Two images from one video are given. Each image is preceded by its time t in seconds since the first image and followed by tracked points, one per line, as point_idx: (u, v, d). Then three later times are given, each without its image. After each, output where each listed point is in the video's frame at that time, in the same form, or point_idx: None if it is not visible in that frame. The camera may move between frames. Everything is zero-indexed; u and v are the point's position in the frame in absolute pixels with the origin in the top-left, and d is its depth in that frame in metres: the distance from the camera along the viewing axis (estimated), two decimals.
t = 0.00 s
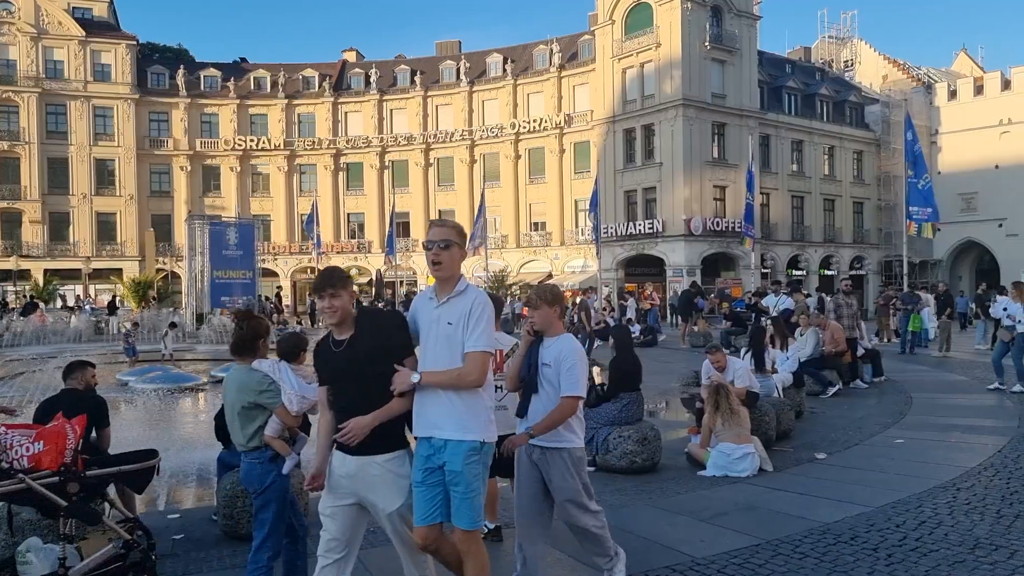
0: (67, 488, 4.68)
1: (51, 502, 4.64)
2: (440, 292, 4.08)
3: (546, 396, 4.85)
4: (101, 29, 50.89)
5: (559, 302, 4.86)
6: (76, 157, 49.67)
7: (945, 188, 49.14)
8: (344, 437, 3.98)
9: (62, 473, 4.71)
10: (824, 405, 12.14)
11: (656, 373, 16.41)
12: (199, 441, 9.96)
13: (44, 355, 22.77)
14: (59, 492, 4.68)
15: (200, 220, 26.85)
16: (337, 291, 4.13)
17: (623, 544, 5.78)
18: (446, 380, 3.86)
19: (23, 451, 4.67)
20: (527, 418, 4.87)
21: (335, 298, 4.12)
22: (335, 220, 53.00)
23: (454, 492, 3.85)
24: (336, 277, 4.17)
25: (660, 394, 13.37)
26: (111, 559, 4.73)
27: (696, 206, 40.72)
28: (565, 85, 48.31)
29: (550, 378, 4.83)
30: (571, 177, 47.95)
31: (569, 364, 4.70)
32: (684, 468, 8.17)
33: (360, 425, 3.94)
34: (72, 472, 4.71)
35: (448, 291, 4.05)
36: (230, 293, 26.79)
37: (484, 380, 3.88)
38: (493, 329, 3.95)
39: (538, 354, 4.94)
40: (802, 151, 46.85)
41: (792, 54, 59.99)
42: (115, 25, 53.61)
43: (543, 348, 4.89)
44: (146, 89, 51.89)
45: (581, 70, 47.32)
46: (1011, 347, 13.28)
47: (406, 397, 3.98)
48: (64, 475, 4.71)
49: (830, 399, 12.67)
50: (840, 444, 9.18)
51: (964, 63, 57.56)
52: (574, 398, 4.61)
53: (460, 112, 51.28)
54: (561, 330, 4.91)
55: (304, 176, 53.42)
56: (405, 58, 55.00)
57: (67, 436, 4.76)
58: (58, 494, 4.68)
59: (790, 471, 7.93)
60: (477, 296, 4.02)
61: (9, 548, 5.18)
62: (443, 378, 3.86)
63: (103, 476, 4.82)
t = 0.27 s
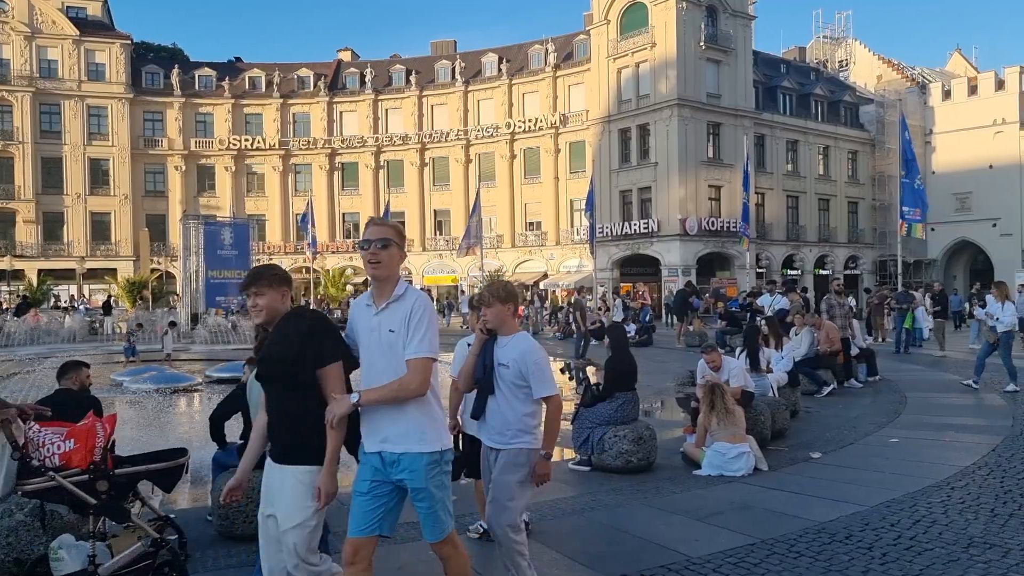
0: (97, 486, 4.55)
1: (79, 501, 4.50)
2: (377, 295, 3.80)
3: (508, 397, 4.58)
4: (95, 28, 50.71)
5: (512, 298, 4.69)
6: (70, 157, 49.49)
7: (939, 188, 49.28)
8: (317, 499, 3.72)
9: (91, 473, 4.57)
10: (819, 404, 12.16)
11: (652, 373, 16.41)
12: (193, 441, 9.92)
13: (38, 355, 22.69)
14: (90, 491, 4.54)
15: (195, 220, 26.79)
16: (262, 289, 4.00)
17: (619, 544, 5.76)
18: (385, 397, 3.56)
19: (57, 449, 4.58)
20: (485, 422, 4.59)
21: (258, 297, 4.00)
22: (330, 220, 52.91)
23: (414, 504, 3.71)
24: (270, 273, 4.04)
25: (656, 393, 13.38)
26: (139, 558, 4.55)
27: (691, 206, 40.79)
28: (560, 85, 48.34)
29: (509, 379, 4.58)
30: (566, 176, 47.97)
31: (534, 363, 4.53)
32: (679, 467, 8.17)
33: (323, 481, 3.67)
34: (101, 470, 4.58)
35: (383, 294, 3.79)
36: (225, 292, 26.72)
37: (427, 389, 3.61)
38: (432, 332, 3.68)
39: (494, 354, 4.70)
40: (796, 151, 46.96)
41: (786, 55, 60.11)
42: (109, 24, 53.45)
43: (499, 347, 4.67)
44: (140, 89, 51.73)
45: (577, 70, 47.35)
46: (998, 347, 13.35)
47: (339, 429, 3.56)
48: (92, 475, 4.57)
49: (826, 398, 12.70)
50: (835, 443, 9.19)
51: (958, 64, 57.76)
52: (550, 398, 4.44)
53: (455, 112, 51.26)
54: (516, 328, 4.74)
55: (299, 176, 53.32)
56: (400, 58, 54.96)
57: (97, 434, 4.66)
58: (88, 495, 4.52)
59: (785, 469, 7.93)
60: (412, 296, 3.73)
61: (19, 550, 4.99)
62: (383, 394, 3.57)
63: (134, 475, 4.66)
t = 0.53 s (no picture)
0: (131, 484, 4.27)
1: (114, 500, 4.24)
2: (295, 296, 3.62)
3: (469, 409, 4.40)
4: (93, 28, 50.63)
5: (473, 304, 4.44)
6: (68, 156, 49.42)
7: (936, 188, 49.33)
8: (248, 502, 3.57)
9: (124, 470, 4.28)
10: (817, 404, 12.18)
11: (650, 373, 16.43)
12: (191, 442, 9.90)
13: (35, 355, 22.64)
14: (125, 491, 4.26)
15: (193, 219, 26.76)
16: (202, 284, 3.94)
17: (617, 544, 5.76)
18: (304, 402, 3.36)
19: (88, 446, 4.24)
20: (447, 434, 4.42)
21: (198, 294, 3.96)
22: (328, 220, 52.85)
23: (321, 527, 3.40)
24: (211, 268, 3.99)
25: (654, 393, 13.39)
26: (173, 555, 4.47)
27: (689, 206, 40.83)
28: (558, 85, 48.37)
29: (470, 390, 4.40)
30: (564, 176, 47.98)
31: (503, 374, 4.36)
32: (677, 467, 8.17)
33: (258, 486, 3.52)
34: (137, 468, 4.29)
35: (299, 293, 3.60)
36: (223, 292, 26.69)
37: (346, 393, 3.37)
38: (349, 332, 3.44)
39: (456, 362, 4.50)
40: (794, 152, 47.01)
41: (784, 55, 60.17)
42: (107, 23, 53.37)
43: (460, 356, 4.46)
44: (138, 88, 51.66)
45: (575, 70, 47.36)
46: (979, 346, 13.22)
47: (279, 440, 3.48)
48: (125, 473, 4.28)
49: (823, 398, 12.72)
50: (833, 443, 9.19)
51: (955, 64, 57.86)
52: (520, 406, 4.37)
53: (453, 112, 51.27)
54: (479, 335, 4.53)
55: (296, 176, 53.27)
56: (398, 58, 54.95)
57: (131, 431, 4.33)
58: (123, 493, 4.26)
59: (783, 469, 7.93)
60: (329, 293, 3.51)
61: (13, 550, 5.02)
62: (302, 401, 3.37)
63: (168, 472, 4.40)
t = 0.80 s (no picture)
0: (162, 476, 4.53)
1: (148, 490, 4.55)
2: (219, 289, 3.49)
3: (431, 410, 4.22)
4: (93, 28, 50.60)
5: (442, 301, 4.24)
6: (68, 156, 49.38)
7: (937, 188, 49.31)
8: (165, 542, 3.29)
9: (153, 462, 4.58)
10: (817, 404, 12.18)
11: (650, 373, 16.43)
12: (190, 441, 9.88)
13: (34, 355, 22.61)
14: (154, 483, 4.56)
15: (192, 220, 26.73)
16: (144, 290, 3.64)
17: (617, 545, 5.75)
18: (214, 407, 3.21)
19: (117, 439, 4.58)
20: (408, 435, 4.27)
21: (139, 299, 3.64)
22: (328, 219, 52.80)
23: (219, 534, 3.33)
24: (151, 270, 3.67)
25: (654, 393, 13.39)
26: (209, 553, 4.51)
27: (689, 206, 40.82)
28: (558, 85, 48.36)
29: (432, 391, 4.21)
30: (563, 176, 47.98)
31: (455, 376, 4.07)
32: (677, 467, 8.16)
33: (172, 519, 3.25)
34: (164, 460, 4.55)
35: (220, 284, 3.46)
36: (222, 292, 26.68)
37: (254, 395, 3.21)
38: (261, 329, 3.29)
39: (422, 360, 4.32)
40: (794, 151, 47.01)
41: (783, 55, 60.19)
42: (106, 23, 53.33)
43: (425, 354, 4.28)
44: (138, 88, 51.63)
45: (575, 70, 47.36)
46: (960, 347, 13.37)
47: (193, 448, 3.27)
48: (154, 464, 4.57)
49: (823, 398, 12.73)
50: (832, 443, 9.19)
51: (955, 64, 57.89)
52: (456, 412, 4.01)
53: (453, 112, 51.28)
54: (448, 334, 4.30)
55: (296, 176, 53.24)
56: (398, 58, 54.95)
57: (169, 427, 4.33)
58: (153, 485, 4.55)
59: (783, 469, 7.93)
60: (246, 287, 3.39)
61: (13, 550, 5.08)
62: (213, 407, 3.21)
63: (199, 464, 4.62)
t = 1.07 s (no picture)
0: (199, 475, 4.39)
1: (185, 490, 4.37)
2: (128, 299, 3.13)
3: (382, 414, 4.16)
4: (93, 28, 50.60)
5: (393, 307, 4.29)
6: (67, 156, 49.37)
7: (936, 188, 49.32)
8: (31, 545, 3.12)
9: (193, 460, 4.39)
10: (817, 404, 12.18)
11: (650, 373, 16.45)
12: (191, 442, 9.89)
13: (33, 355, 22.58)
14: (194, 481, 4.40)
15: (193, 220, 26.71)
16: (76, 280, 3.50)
17: (617, 545, 5.75)
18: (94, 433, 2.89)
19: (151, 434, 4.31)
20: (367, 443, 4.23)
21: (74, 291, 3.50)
22: (328, 219, 52.82)
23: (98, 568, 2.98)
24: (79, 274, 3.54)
25: (653, 393, 13.39)
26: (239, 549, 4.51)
27: (689, 206, 40.82)
28: (558, 85, 48.36)
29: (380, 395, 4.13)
30: (563, 176, 48.00)
31: (395, 375, 3.98)
32: (677, 467, 8.17)
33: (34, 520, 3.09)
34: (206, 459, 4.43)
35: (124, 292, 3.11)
36: (222, 292, 26.67)
37: (140, 431, 2.85)
38: (153, 356, 2.88)
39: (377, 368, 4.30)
40: (794, 152, 47.03)
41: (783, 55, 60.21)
42: (106, 23, 53.29)
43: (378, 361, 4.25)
44: (137, 88, 51.63)
45: (575, 70, 47.36)
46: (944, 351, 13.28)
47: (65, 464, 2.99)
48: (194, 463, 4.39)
49: (822, 398, 12.74)
50: (832, 443, 9.20)
51: (955, 64, 57.92)
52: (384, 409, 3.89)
53: (453, 112, 51.29)
54: (400, 338, 4.27)
55: (296, 176, 53.21)
56: (398, 58, 54.94)
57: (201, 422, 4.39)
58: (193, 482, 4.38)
59: (782, 470, 7.93)
60: (143, 306, 2.98)
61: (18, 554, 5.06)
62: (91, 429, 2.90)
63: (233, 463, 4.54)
